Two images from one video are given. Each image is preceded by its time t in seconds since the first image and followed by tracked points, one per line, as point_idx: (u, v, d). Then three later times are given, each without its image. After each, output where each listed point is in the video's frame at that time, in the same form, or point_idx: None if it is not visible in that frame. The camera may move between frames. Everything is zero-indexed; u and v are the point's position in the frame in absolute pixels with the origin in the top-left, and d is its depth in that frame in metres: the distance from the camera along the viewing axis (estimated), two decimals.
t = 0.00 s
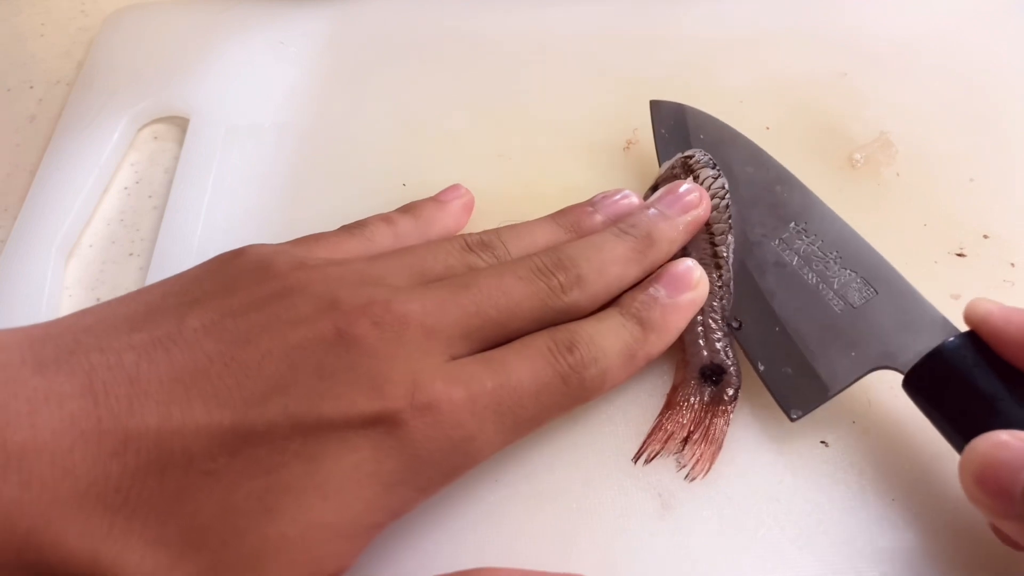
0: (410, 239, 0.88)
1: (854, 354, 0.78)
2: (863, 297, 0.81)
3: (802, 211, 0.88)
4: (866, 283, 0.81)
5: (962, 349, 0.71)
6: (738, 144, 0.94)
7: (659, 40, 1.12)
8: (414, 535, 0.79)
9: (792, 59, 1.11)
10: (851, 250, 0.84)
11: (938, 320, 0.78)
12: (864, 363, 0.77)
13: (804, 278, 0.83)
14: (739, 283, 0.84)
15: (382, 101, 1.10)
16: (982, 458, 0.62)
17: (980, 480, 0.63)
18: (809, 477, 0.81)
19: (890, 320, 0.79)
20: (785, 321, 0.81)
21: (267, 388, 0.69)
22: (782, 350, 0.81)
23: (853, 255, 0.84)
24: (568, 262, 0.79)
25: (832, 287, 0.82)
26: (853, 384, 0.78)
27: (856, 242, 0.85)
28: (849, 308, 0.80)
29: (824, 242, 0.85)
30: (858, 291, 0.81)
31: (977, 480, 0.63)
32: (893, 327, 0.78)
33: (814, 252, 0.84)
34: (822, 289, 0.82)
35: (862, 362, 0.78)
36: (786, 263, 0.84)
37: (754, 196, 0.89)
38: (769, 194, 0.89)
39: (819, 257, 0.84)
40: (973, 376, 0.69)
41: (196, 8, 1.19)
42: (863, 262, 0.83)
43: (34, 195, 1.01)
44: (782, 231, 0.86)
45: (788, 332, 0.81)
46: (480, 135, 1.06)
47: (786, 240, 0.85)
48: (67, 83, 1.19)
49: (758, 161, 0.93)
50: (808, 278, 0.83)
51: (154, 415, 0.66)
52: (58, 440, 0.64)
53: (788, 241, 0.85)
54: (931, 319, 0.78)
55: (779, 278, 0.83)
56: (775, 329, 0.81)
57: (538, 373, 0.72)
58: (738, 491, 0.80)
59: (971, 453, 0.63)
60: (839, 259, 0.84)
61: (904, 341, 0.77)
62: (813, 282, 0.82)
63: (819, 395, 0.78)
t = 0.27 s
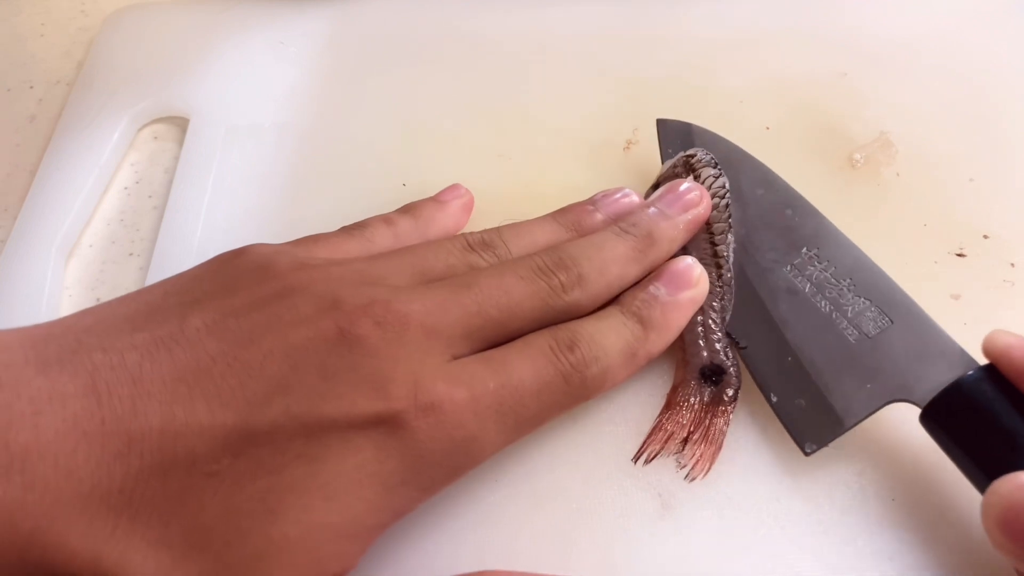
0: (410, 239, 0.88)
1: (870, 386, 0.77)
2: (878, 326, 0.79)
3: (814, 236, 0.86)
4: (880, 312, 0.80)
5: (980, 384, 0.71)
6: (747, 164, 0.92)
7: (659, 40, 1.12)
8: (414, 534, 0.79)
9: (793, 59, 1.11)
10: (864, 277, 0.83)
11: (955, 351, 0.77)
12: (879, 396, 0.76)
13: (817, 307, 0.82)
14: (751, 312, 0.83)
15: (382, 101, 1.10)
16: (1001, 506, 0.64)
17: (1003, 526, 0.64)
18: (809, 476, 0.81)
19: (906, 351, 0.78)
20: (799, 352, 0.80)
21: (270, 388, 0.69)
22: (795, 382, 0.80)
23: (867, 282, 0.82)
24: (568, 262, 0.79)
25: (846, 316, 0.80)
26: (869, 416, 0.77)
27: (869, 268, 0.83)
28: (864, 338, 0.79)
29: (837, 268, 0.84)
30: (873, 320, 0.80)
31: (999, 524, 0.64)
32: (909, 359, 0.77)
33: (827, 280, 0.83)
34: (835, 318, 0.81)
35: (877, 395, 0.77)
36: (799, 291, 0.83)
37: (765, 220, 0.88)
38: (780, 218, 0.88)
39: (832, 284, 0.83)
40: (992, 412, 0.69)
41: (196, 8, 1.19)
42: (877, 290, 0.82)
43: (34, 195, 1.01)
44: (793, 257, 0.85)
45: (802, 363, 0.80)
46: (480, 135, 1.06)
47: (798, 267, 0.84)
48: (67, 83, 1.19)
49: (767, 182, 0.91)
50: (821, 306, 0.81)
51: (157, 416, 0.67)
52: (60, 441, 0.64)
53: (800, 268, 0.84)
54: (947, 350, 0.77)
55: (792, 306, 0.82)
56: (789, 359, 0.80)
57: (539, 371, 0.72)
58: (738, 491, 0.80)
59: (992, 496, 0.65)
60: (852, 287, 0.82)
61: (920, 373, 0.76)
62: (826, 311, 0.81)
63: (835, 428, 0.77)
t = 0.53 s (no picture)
0: (410, 239, 0.88)
1: (893, 420, 0.75)
2: (898, 357, 0.77)
3: (828, 264, 0.84)
4: (900, 342, 0.78)
5: (1008, 418, 0.69)
6: (757, 188, 0.89)
7: (659, 40, 1.13)
8: (413, 534, 0.79)
9: (793, 59, 1.11)
10: (881, 305, 0.81)
11: (977, 383, 0.75)
12: (903, 430, 0.74)
13: (835, 337, 0.79)
14: (766, 342, 0.81)
15: (383, 101, 1.10)
16: None
17: None
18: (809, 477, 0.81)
19: (927, 383, 0.75)
20: (818, 384, 0.78)
21: (273, 389, 0.69)
22: (815, 415, 0.77)
23: (884, 311, 0.80)
24: (568, 261, 0.79)
25: (865, 346, 0.78)
26: (891, 451, 0.75)
27: (884, 296, 0.81)
28: (884, 370, 0.77)
29: (853, 296, 0.82)
30: (893, 351, 0.78)
31: None
32: (931, 391, 0.74)
33: (844, 309, 0.81)
34: (854, 349, 0.78)
35: (900, 428, 0.74)
36: (815, 321, 0.80)
37: (777, 247, 0.85)
38: (792, 245, 0.85)
39: (849, 312, 0.81)
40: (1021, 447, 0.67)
41: (196, 8, 1.19)
42: (894, 319, 0.80)
43: (34, 195, 1.01)
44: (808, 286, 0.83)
45: (821, 396, 0.77)
46: (480, 135, 1.06)
47: (813, 295, 0.82)
48: (67, 83, 1.19)
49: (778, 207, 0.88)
50: (839, 336, 0.79)
51: (159, 417, 0.67)
52: (63, 442, 0.64)
53: (815, 296, 0.82)
54: (969, 381, 0.75)
55: (808, 337, 0.80)
56: (807, 392, 0.78)
57: (540, 371, 0.72)
58: (738, 491, 0.80)
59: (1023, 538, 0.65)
60: (870, 316, 0.80)
61: (944, 406, 0.74)
62: (844, 342, 0.79)
63: (857, 463, 0.75)
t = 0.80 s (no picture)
0: (410, 239, 0.88)
1: (920, 453, 0.73)
2: (922, 387, 0.75)
3: (845, 289, 0.82)
4: (923, 371, 0.76)
5: None
6: (769, 211, 0.87)
7: (659, 40, 1.13)
8: (414, 533, 0.79)
9: (793, 59, 1.11)
10: (902, 332, 0.79)
11: (1005, 412, 0.73)
12: (931, 464, 0.72)
13: (855, 367, 0.77)
14: (784, 372, 0.80)
15: (383, 101, 1.10)
16: None
17: None
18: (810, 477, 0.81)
19: (954, 414, 0.73)
20: (840, 417, 0.76)
21: (275, 391, 0.69)
22: (839, 449, 0.76)
23: (905, 337, 0.78)
24: (569, 260, 0.79)
25: (887, 377, 0.76)
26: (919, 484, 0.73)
27: (904, 322, 0.79)
28: (909, 401, 0.75)
29: (872, 323, 0.80)
30: (916, 380, 0.76)
31: None
32: (959, 423, 0.73)
33: (864, 337, 0.79)
34: (876, 378, 0.77)
35: (928, 462, 0.72)
36: (835, 350, 0.79)
37: (791, 273, 0.83)
38: (808, 270, 0.83)
39: (869, 340, 0.79)
40: None
41: (196, 8, 1.19)
42: (916, 346, 0.77)
43: (34, 195, 1.01)
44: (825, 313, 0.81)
45: (844, 430, 0.76)
46: (480, 135, 1.06)
47: (831, 323, 0.80)
48: (67, 83, 1.19)
49: (790, 231, 0.86)
50: (860, 366, 0.77)
51: (161, 418, 0.67)
52: (65, 443, 0.64)
53: (834, 324, 0.80)
54: (997, 411, 0.73)
55: (828, 367, 0.78)
56: (830, 425, 0.77)
57: (542, 371, 0.72)
58: (739, 491, 0.80)
59: None
60: (890, 343, 0.78)
61: (972, 438, 0.72)
62: (866, 371, 0.77)
63: (884, 499, 0.73)
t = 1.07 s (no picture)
0: (410, 241, 0.89)
1: (928, 467, 0.72)
2: (929, 400, 0.75)
3: (850, 301, 0.81)
4: (930, 384, 0.75)
5: None
6: (774, 222, 0.87)
7: (658, 40, 1.12)
8: (414, 532, 0.79)
9: (793, 59, 1.11)
10: (908, 344, 0.78)
11: (1014, 425, 0.72)
12: (939, 477, 0.71)
13: (862, 380, 0.77)
14: (789, 385, 0.79)
15: (383, 102, 1.10)
16: None
17: None
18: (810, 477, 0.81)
19: (961, 427, 0.73)
20: (847, 430, 0.76)
21: (274, 396, 0.69)
22: (846, 462, 0.75)
23: (912, 350, 0.78)
24: (568, 262, 0.79)
25: (894, 390, 0.76)
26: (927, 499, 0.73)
27: (910, 334, 0.79)
28: (916, 414, 0.74)
29: (879, 335, 0.79)
30: (923, 394, 0.75)
31: None
32: (966, 436, 0.72)
33: (870, 349, 0.78)
34: (883, 392, 0.76)
35: (936, 476, 0.72)
36: (840, 363, 0.78)
37: (796, 285, 0.83)
38: (813, 282, 0.83)
39: (875, 352, 0.78)
40: None
41: (196, 8, 1.19)
42: (923, 359, 0.77)
43: (34, 196, 1.01)
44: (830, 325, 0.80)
45: (851, 443, 0.75)
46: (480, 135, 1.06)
47: (837, 335, 0.80)
48: (67, 83, 1.19)
49: (795, 242, 0.86)
50: (866, 379, 0.77)
51: (160, 423, 0.67)
52: (63, 448, 0.64)
53: (839, 336, 0.80)
54: (1005, 424, 0.73)
55: (834, 380, 0.78)
56: (836, 438, 0.76)
57: (541, 375, 0.72)
58: (738, 492, 0.80)
59: None
60: (897, 356, 0.78)
61: (980, 451, 0.71)
62: (873, 384, 0.76)
63: (892, 513, 0.72)
